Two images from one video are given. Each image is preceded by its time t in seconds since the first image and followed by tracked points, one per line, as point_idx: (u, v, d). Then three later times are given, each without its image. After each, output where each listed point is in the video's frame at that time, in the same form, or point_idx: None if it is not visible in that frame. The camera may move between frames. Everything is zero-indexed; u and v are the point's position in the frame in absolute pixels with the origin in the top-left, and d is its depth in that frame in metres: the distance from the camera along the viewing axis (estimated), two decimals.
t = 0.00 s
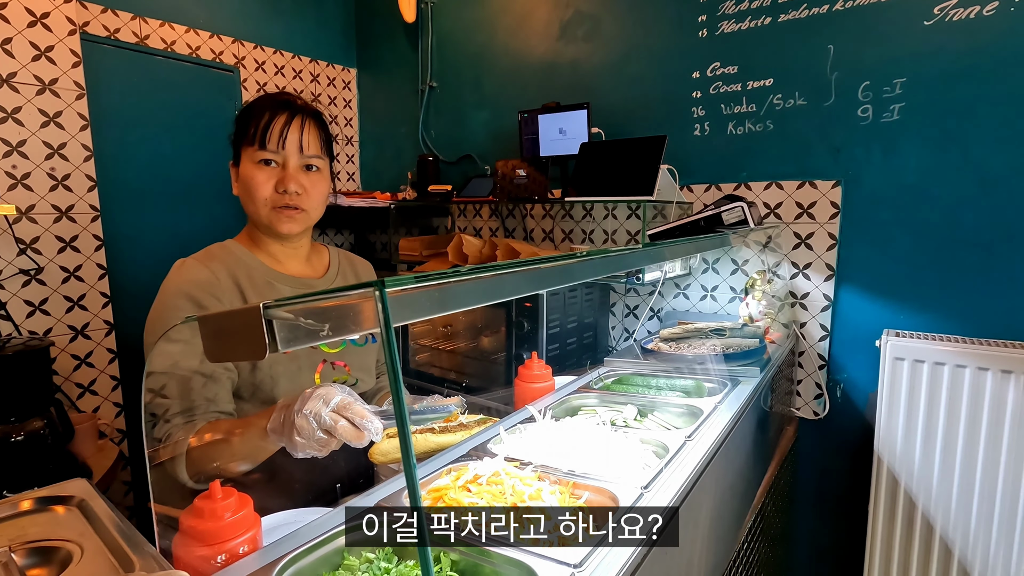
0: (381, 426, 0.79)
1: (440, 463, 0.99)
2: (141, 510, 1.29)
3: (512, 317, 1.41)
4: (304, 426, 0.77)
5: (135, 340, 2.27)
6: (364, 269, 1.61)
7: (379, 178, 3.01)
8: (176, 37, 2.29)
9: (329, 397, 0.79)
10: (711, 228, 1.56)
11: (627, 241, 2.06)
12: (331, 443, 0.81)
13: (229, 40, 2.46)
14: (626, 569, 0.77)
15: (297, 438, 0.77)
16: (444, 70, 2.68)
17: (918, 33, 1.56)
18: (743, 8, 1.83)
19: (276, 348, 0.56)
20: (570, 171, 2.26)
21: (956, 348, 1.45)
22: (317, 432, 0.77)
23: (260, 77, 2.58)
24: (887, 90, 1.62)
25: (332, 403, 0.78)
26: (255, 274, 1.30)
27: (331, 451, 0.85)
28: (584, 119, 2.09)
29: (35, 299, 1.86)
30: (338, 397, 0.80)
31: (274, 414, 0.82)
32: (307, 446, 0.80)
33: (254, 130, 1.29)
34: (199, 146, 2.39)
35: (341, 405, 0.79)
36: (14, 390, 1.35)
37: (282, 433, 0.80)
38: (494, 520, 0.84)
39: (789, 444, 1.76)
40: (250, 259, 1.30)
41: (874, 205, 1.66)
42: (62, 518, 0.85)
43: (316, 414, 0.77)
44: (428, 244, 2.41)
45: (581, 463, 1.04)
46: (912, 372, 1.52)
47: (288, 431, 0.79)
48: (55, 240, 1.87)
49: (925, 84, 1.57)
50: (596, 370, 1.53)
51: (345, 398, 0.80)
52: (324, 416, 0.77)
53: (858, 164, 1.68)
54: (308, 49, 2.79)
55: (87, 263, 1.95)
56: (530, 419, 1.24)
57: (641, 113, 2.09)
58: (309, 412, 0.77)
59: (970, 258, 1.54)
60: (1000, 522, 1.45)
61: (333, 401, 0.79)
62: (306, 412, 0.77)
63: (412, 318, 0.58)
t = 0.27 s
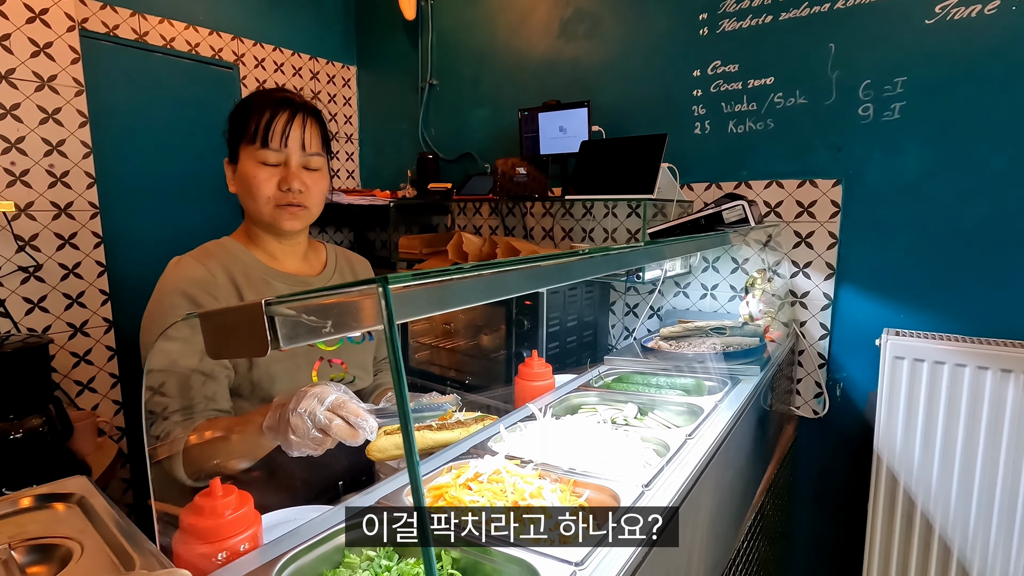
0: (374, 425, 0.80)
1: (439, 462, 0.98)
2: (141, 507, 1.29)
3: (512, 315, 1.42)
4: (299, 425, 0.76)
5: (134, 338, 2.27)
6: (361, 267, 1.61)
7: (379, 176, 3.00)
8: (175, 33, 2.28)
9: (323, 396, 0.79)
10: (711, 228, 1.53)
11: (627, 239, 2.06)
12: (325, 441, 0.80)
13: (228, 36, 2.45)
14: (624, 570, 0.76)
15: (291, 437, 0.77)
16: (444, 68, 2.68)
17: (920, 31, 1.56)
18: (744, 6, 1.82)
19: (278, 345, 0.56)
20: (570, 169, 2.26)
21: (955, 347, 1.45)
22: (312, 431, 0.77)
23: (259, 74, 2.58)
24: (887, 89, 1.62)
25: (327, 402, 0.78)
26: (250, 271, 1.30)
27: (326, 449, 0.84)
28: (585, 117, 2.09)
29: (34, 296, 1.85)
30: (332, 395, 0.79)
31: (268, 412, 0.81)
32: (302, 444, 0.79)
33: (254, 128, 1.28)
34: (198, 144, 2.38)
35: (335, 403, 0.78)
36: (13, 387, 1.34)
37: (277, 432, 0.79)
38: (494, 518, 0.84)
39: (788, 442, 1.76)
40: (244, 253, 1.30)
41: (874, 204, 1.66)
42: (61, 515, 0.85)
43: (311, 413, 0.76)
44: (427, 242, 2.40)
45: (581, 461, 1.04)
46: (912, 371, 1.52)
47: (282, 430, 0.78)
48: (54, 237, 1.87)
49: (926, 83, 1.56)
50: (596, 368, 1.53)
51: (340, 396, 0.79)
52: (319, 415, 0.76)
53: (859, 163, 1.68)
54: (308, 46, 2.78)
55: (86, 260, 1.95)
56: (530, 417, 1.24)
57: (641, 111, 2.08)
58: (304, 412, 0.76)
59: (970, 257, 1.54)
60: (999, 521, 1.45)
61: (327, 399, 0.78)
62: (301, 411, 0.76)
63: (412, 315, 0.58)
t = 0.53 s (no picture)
0: (374, 422, 0.79)
1: (445, 456, 0.99)
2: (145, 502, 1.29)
3: (513, 314, 1.43)
4: (299, 422, 0.76)
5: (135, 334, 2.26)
6: (358, 264, 1.60)
7: (380, 173, 3.00)
8: (176, 30, 2.27)
9: (322, 392, 0.78)
10: (715, 224, 1.53)
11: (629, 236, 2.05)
12: (325, 438, 0.80)
13: (229, 33, 2.45)
14: (630, 568, 0.75)
15: (291, 434, 0.76)
16: (446, 65, 2.67)
17: (923, 29, 1.56)
18: (747, 3, 1.82)
19: (289, 337, 0.55)
20: (572, 167, 2.26)
21: (958, 344, 1.46)
22: (312, 428, 0.76)
23: (260, 70, 2.57)
24: (891, 86, 1.62)
25: (327, 399, 0.77)
26: (247, 268, 1.29)
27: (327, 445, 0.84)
28: (587, 114, 2.09)
29: (35, 293, 1.85)
30: (332, 392, 0.78)
31: (268, 408, 0.81)
32: (302, 440, 0.79)
33: (265, 130, 1.27)
34: (199, 140, 2.37)
35: (334, 400, 0.77)
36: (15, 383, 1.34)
37: (277, 429, 0.79)
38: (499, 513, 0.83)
39: (790, 440, 1.76)
40: (240, 249, 1.29)
41: (876, 201, 1.66)
42: (67, 509, 0.85)
43: (311, 410, 0.76)
44: (429, 239, 2.39)
45: (586, 456, 1.04)
46: (914, 368, 1.53)
47: (281, 426, 0.78)
48: (55, 233, 1.87)
49: (929, 80, 1.56)
50: (598, 365, 1.53)
51: (340, 393, 0.78)
52: (319, 412, 0.76)
53: (861, 160, 1.68)
54: (309, 43, 2.78)
55: (87, 257, 1.95)
56: (534, 414, 1.24)
57: (643, 109, 2.08)
58: (303, 409, 0.76)
59: (973, 254, 1.54)
60: (1001, 518, 1.45)
61: (327, 396, 0.77)
62: (300, 408, 0.76)
63: (419, 309, 0.58)
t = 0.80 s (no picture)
0: (374, 420, 0.80)
1: (446, 455, 0.99)
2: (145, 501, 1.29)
3: (513, 312, 1.43)
4: (299, 421, 0.75)
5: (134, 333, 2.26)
6: (352, 263, 1.59)
7: (380, 172, 3.00)
8: (175, 28, 2.27)
9: (322, 391, 0.78)
10: (714, 224, 1.54)
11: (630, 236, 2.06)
12: (325, 437, 0.80)
13: (229, 31, 2.45)
14: (627, 569, 0.75)
15: (291, 434, 0.76)
16: (446, 64, 2.67)
17: (923, 29, 1.56)
18: (747, 3, 1.82)
19: (292, 338, 0.56)
20: (571, 166, 2.26)
21: (956, 344, 1.46)
22: (313, 427, 0.76)
23: (260, 69, 2.57)
24: (890, 86, 1.62)
25: (327, 397, 0.77)
26: (239, 267, 1.28)
27: (325, 444, 0.84)
28: (587, 113, 2.10)
29: (35, 291, 1.85)
30: (332, 390, 0.78)
31: (267, 406, 0.80)
32: (302, 439, 0.79)
33: (218, 129, 1.24)
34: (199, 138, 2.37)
35: (335, 399, 0.77)
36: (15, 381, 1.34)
37: (276, 428, 0.78)
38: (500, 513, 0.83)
39: (788, 439, 1.77)
40: (230, 249, 1.28)
41: (876, 201, 1.67)
42: (69, 507, 0.85)
43: (311, 409, 0.75)
44: (428, 238, 2.39)
45: (585, 455, 1.04)
46: (912, 367, 1.53)
47: (280, 425, 0.77)
48: (55, 231, 1.87)
49: (929, 80, 1.57)
50: (598, 365, 1.53)
51: (340, 391, 0.78)
52: (320, 411, 0.75)
53: (861, 160, 1.68)
54: (309, 42, 2.77)
55: (86, 255, 1.95)
56: (534, 413, 1.24)
57: (643, 108, 2.08)
58: (304, 408, 0.75)
59: (972, 254, 1.55)
60: (998, 517, 1.46)
61: (327, 395, 0.77)
62: (301, 407, 0.75)
63: (420, 308, 0.58)
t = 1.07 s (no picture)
0: (371, 418, 0.78)
1: (443, 453, 0.99)
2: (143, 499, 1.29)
3: (512, 312, 1.40)
4: (294, 421, 0.76)
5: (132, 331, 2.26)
6: (342, 261, 1.58)
7: (379, 171, 3.00)
8: (174, 26, 2.27)
9: (317, 391, 0.77)
10: (711, 223, 1.55)
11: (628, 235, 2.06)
12: (319, 437, 0.80)
13: (227, 29, 2.44)
14: (619, 569, 0.75)
15: (285, 435, 0.76)
16: (444, 63, 2.67)
17: (920, 29, 1.57)
18: (745, 3, 1.83)
19: (287, 335, 0.56)
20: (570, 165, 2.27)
21: (952, 343, 1.47)
22: (307, 428, 0.76)
23: (259, 67, 2.57)
24: (887, 86, 1.62)
25: (321, 397, 0.77)
26: (227, 267, 1.27)
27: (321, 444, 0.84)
28: (585, 113, 2.10)
29: (33, 289, 1.85)
30: (327, 390, 0.78)
31: (262, 406, 0.81)
32: (297, 439, 0.78)
33: (205, 129, 1.23)
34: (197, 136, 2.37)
35: (329, 399, 0.77)
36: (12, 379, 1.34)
37: (270, 428, 0.78)
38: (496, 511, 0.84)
39: (786, 437, 1.77)
40: (217, 247, 1.27)
41: (873, 201, 1.67)
42: (66, 505, 0.85)
43: (305, 409, 0.76)
44: (427, 237, 2.39)
45: (582, 454, 1.05)
46: (909, 366, 1.54)
47: (275, 426, 0.78)
48: (53, 229, 1.87)
49: (926, 80, 1.57)
50: (596, 363, 1.54)
51: (335, 391, 0.78)
52: (314, 411, 0.76)
53: (859, 160, 1.68)
54: (308, 40, 2.77)
55: (84, 253, 1.95)
56: (531, 412, 1.25)
57: (641, 107, 2.09)
58: (298, 408, 0.75)
59: (968, 253, 1.55)
60: (993, 516, 1.47)
61: (321, 395, 0.77)
62: (295, 408, 0.76)
63: (416, 307, 0.58)
